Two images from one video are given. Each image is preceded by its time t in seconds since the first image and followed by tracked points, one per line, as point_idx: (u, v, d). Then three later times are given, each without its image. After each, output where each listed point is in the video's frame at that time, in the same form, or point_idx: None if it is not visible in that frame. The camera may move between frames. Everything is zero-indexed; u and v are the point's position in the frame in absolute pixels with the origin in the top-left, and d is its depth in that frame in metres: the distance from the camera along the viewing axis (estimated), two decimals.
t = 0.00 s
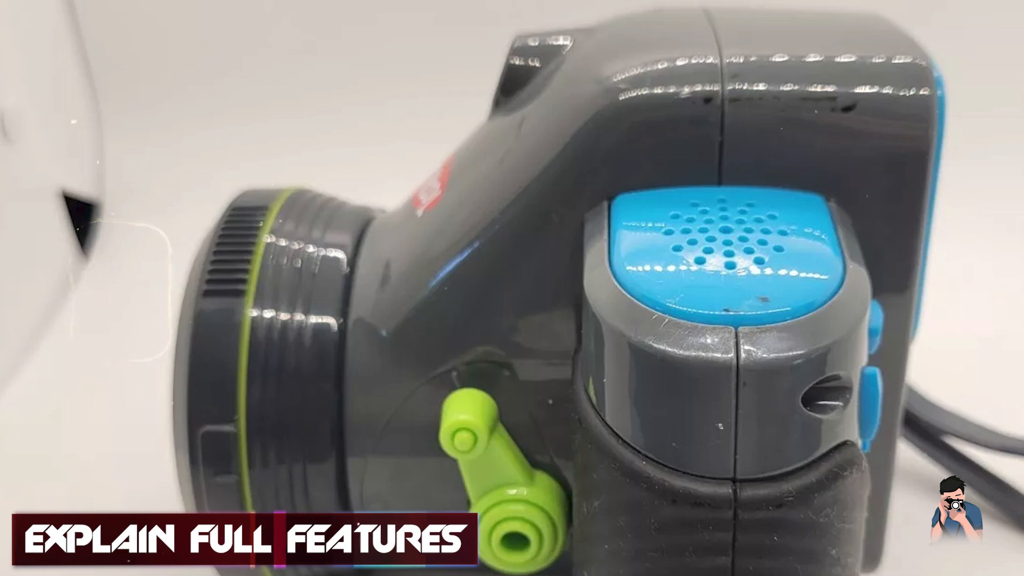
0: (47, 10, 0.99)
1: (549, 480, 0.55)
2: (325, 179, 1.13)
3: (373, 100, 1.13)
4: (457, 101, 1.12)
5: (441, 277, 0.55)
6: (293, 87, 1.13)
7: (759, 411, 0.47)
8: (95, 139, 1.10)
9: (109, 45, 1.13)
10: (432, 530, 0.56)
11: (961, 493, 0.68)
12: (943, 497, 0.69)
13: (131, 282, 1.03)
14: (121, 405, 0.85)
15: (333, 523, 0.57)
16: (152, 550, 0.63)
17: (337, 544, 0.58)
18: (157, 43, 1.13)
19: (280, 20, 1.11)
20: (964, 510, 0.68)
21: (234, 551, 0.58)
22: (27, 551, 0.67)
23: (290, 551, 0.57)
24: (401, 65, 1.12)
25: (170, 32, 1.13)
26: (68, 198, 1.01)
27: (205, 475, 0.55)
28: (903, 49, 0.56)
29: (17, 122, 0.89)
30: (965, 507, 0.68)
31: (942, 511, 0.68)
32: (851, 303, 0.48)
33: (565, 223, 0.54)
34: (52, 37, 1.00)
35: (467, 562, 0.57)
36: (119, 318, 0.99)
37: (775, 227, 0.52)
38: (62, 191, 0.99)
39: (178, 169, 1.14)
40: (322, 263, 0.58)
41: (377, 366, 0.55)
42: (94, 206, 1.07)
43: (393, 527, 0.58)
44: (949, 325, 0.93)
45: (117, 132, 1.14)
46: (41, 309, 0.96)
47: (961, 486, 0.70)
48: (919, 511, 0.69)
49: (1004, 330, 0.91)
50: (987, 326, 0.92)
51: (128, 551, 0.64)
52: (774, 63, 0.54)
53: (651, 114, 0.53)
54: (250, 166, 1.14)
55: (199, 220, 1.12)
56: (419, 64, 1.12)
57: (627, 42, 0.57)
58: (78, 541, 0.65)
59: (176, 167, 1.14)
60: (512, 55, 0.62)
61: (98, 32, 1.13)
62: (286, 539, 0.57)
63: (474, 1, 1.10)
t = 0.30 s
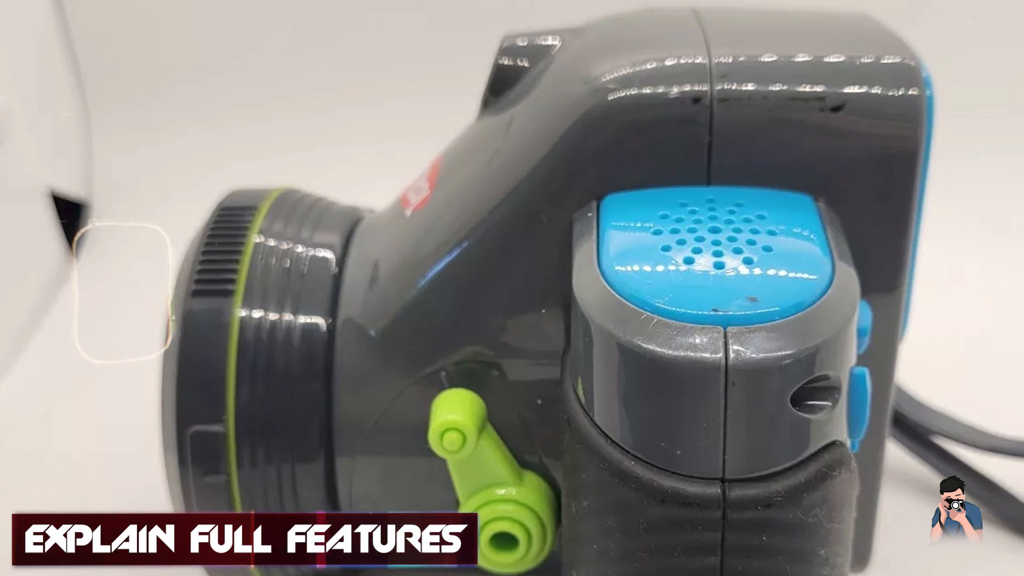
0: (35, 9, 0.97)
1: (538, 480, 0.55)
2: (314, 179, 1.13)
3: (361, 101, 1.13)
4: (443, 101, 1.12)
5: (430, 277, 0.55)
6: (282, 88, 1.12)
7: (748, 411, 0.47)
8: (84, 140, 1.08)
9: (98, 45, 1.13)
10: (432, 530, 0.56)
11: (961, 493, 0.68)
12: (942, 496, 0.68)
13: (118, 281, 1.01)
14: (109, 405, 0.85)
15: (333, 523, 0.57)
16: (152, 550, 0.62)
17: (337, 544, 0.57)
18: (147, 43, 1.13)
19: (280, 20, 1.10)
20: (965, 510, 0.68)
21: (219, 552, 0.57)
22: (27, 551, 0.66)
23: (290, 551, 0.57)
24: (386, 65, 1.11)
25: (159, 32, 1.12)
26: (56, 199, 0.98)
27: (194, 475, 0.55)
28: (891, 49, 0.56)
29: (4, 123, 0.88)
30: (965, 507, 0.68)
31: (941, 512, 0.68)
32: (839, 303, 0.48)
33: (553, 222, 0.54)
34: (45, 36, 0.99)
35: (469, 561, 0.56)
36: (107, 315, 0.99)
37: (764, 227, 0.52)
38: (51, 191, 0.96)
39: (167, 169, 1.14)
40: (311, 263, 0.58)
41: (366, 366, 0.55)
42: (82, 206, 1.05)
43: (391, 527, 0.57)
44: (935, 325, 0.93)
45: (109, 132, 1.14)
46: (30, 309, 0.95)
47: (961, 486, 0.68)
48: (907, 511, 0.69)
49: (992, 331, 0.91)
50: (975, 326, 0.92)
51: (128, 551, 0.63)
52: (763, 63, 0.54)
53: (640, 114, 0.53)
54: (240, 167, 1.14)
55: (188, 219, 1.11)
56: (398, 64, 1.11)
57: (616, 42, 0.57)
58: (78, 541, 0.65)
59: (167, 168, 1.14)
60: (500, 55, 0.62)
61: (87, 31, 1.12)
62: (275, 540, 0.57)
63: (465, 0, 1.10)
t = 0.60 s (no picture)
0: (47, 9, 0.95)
1: (527, 480, 0.55)
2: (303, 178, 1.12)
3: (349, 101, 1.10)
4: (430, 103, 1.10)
5: (419, 276, 0.55)
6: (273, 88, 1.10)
7: (737, 411, 0.47)
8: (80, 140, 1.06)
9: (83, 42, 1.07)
10: (432, 530, 0.56)
11: (961, 494, 0.68)
12: (943, 496, 0.68)
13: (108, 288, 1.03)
14: (99, 406, 0.85)
15: (333, 523, 0.57)
16: (152, 550, 0.61)
17: (337, 544, 0.57)
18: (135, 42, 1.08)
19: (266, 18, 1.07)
20: (964, 510, 0.68)
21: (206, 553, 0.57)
22: (27, 551, 0.64)
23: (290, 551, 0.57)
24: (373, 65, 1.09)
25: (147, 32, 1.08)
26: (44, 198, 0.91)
27: (183, 475, 0.55)
28: (881, 50, 0.56)
29: None
30: (965, 507, 0.68)
31: (942, 512, 0.68)
32: (829, 303, 0.48)
33: (543, 223, 0.54)
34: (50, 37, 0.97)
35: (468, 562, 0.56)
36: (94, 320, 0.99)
37: (753, 227, 0.52)
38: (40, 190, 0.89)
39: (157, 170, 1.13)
40: (300, 263, 0.58)
41: (355, 365, 0.55)
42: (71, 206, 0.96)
43: (392, 527, 0.57)
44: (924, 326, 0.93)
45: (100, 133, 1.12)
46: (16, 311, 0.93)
47: (962, 486, 0.68)
48: (896, 511, 0.69)
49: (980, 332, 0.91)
50: (962, 328, 0.92)
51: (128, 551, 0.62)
52: (752, 63, 0.55)
53: (630, 114, 0.53)
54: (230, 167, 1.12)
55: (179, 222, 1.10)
56: (382, 65, 1.09)
57: (606, 42, 0.57)
58: (78, 541, 0.63)
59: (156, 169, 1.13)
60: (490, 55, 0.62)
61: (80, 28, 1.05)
62: (264, 540, 0.57)
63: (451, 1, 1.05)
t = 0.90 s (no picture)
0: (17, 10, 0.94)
1: (516, 480, 0.55)
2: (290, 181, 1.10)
3: (334, 101, 1.10)
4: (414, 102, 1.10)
5: (408, 277, 0.55)
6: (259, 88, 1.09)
7: (726, 411, 0.47)
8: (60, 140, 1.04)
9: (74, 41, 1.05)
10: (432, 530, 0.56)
11: (962, 494, 0.68)
12: (942, 496, 0.68)
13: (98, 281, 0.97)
14: (89, 406, 0.82)
15: (334, 524, 0.58)
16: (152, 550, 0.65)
17: (337, 544, 0.58)
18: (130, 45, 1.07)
19: (244, 21, 1.06)
20: (964, 510, 0.67)
21: (196, 550, 0.57)
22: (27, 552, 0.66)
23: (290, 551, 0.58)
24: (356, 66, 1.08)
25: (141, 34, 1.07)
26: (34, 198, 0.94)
27: (172, 475, 0.55)
28: (870, 50, 0.56)
29: None
30: (965, 507, 0.67)
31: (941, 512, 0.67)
32: (817, 303, 0.48)
33: (531, 223, 0.54)
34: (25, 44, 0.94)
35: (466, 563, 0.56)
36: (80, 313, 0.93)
37: (742, 227, 0.52)
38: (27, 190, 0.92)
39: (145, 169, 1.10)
40: (289, 263, 0.58)
41: (344, 365, 0.55)
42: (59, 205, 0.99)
43: (393, 527, 0.58)
44: (912, 325, 0.93)
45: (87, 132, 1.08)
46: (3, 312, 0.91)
47: (962, 486, 0.68)
48: (885, 510, 0.69)
49: (969, 330, 0.91)
50: (949, 326, 0.93)
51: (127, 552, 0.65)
52: (741, 63, 0.54)
53: (619, 114, 0.53)
54: (216, 167, 1.10)
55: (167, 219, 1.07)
56: (366, 63, 1.09)
57: (594, 42, 0.57)
58: (78, 541, 0.66)
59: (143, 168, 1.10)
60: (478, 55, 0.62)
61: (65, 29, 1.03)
62: (254, 540, 0.57)
63: None
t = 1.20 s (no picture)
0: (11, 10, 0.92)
1: (505, 480, 0.55)
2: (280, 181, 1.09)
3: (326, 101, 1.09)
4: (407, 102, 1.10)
5: (397, 277, 0.55)
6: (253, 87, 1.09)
7: (714, 411, 0.47)
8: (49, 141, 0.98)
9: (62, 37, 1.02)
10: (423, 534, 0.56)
11: (962, 494, 0.68)
12: (943, 496, 0.68)
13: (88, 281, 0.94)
14: (81, 406, 0.80)
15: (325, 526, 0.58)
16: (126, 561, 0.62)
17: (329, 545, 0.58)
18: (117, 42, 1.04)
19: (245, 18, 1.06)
20: (964, 510, 0.67)
21: (186, 549, 0.57)
22: None
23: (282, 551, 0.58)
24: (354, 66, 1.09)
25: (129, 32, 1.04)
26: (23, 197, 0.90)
27: (161, 475, 0.55)
28: (859, 50, 0.56)
29: None
30: (965, 507, 0.67)
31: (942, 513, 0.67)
32: (805, 303, 0.48)
33: (520, 223, 0.54)
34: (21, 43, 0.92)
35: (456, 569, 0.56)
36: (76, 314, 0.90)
37: (731, 227, 0.52)
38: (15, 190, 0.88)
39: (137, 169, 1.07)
40: (278, 263, 0.58)
41: (333, 365, 0.55)
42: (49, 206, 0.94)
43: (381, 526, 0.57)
44: (902, 325, 0.93)
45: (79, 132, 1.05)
46: None
47: (962, 487, 0.68)
48: (875, 510, 0.69)
49: (962, 331, 0.91)
50: (941, 326, 0.92)
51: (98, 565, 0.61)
52: (730, 63, 0.54)
53: (608, 114, 0.53)
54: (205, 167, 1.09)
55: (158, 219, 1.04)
56: (366, 63, 1.09)
57: (583, 42, 0.57)
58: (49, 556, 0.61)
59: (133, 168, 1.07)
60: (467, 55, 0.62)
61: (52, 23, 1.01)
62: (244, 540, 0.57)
63: None
